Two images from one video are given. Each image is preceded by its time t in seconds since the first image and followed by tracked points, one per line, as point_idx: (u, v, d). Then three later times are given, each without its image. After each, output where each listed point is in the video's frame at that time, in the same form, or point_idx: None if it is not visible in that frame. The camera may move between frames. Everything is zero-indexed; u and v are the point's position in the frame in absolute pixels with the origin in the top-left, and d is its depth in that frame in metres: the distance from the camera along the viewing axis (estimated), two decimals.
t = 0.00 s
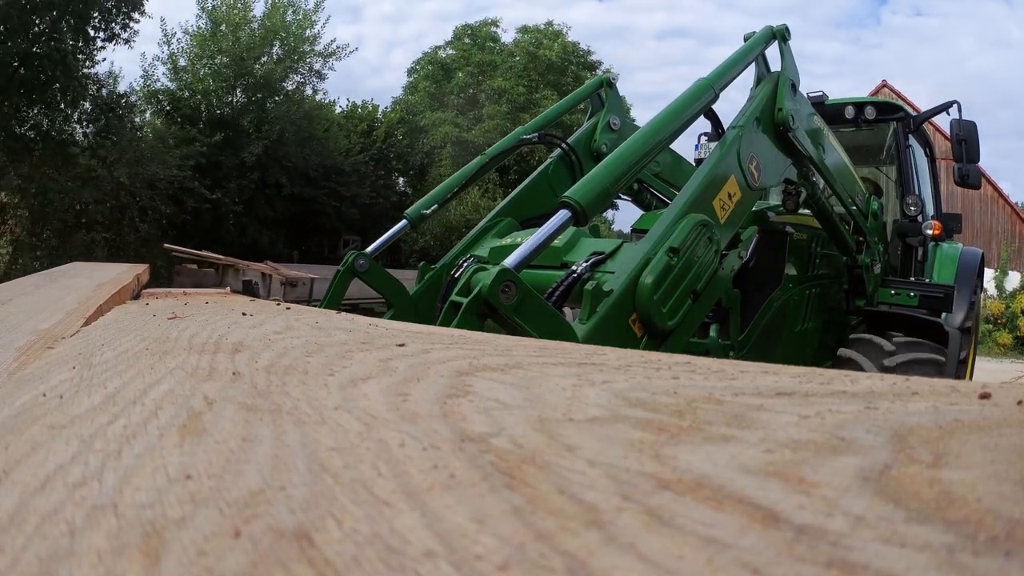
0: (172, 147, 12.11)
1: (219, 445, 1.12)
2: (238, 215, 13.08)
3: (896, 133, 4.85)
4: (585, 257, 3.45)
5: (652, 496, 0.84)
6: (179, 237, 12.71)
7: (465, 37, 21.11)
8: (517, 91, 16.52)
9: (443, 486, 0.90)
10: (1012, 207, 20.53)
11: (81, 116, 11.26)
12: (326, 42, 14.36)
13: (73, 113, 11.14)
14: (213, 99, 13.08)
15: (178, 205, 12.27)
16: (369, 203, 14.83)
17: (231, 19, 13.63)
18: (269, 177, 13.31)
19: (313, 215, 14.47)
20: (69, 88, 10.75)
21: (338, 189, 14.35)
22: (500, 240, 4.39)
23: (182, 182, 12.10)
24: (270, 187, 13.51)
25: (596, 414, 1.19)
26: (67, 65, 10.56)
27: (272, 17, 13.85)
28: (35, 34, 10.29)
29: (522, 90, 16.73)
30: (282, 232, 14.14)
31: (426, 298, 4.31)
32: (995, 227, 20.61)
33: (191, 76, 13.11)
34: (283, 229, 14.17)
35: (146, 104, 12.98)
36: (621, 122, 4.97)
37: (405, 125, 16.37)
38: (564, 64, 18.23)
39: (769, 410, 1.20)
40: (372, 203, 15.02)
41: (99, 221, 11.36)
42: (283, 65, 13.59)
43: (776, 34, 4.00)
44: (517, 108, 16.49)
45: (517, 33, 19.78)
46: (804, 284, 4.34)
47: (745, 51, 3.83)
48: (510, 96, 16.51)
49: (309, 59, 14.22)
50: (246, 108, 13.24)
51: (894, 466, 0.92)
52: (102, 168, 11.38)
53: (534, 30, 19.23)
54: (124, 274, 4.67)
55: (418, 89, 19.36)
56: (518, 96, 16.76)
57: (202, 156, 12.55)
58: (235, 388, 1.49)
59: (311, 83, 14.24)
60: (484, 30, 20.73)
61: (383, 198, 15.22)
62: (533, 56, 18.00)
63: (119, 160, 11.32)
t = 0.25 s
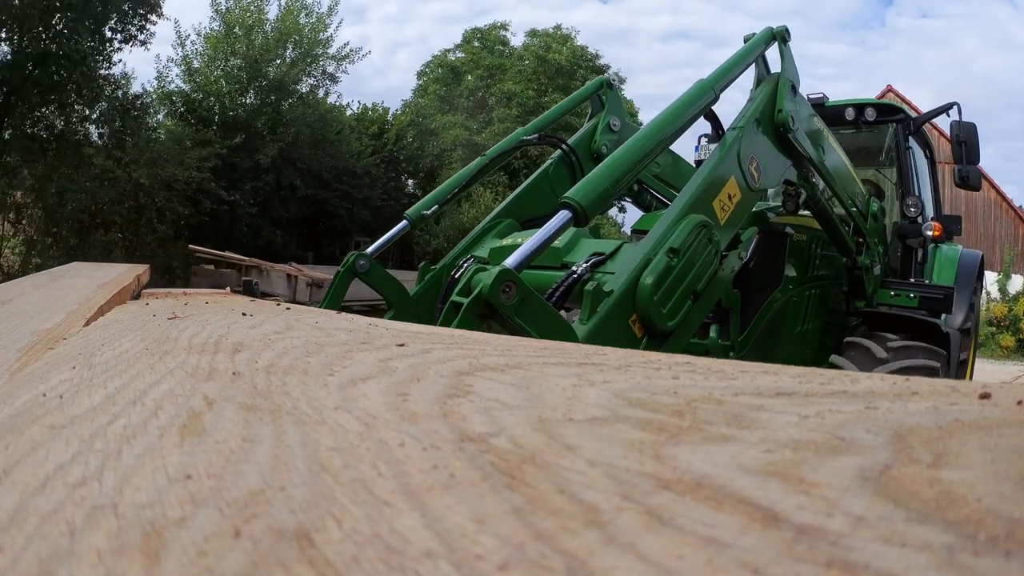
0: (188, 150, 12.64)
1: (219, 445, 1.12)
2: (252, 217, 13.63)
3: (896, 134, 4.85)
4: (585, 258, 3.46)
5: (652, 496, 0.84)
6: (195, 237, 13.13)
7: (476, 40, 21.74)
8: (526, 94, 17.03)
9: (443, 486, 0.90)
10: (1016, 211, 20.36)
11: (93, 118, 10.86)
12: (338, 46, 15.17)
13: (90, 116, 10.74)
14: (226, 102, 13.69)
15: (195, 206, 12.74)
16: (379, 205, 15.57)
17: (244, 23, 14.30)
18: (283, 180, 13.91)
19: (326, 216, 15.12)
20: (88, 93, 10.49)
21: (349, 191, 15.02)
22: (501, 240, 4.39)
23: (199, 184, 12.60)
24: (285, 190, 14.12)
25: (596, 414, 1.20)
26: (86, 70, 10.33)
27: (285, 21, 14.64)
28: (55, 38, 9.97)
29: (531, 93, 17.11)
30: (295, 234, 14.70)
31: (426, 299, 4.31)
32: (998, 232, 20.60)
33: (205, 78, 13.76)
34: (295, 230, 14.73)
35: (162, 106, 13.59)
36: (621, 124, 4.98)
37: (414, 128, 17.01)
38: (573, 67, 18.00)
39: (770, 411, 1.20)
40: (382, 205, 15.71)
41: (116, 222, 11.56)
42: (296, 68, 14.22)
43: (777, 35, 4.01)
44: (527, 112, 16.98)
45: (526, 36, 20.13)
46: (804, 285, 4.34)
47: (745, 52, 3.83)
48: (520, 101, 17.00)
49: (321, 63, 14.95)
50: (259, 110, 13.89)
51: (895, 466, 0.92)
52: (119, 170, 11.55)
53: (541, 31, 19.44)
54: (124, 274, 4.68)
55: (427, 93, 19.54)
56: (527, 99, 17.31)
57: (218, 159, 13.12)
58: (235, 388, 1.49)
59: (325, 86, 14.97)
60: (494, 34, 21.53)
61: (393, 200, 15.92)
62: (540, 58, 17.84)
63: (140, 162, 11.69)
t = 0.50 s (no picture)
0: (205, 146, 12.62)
1: (219, 445, 1.12)
2: (267, 215, 13.64)
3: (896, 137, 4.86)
4: (585, 259, 3.46)
5: (651, 496, 0.84)
6: (210, 236, 13.24)
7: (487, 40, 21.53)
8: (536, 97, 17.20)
9: (443, 485, 0.90)
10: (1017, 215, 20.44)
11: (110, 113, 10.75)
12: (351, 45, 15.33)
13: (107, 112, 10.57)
14: (238, 99, 13.85)
15: (210, 203, 12.78)
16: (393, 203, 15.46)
17: (258, 21, 14.52)
18: (298, 179, 13.94)
19: (339, 213, 14.97)
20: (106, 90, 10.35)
21: (362, 188, 14.96)
22: (501, 241, 4.40)
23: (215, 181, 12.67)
24: (300, 189, 14.10)
25: (597, 414, 1.19)
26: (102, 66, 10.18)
27: (299, 18, 14.86)
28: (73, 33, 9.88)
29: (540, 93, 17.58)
30: (308, 232, 14.70)
31: (426, 300, 4.31)
32: (1000, 235, 20.67)
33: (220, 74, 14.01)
34: (308, 229, 14.70)
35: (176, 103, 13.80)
36: (622, 125, 4.98)
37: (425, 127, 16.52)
38: (582, 68, 18.46)
39: (770, 411, 1.20)
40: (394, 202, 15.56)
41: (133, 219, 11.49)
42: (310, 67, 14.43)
43: (778, 38, 4.00)
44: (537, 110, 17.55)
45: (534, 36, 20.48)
46: (804, 287, 4.34)
47: (746, 54, 3.83)
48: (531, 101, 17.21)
49: (334, 61, 15.12)
50: (272, 108, 14.06)
51: (895, 466, 0.92)
52: (135, 166, 11.39)
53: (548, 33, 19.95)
54: (124, 274, 4.67)
55: (436, 91, 19.45)
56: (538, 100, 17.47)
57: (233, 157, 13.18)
58: (235, 388, 1.49)
59: (338, 84, 15.16)
60: (503, 33, 21.31)
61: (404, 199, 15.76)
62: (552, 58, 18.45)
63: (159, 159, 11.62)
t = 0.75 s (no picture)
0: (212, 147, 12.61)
1: (219, 445, 1.12)
2: (275, 215, 13.62)
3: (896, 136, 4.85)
4: (585, 258, 3.46)
5: (652, 496, 0.84)
6: (220, 236, 13.35)
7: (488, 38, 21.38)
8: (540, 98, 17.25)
9: (443, 485, 0.90)
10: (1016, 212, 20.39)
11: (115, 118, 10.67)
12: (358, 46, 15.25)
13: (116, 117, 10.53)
14: (244, 99, 13.95)
15: (220, 203, 12.86)
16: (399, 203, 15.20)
17: (263, 21, 14.56)
18: (306, 179, 13.92)
19: (345, 212, 14.76)
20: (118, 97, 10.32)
21: (368, 188, 14.78)
22: (501, 241, 4.40)
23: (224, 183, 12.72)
24: (307, 189, 14.01)
25: (597, 413, 1.19)
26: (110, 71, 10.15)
27: (306, 18, 14.88)
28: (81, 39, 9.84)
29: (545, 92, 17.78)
30: (314, 232, 14.58)
31: (426, 299, 4.31)
32: (998, 232, 20.73)
33: (226, 75, 14.14)
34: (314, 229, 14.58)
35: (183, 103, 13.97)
36: (622, 124, 4.98)
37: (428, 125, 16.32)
38: (584, 67, 18.57)
39: (770, 410, 1.20)
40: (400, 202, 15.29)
41: (144, 221, 11.54)
42: (315, 66, 14.44)
43: (778, 36, 4.00)
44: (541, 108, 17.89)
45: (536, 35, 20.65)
46: (804, 286, 4.33)
47: (746, 52, 3.83)
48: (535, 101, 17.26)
49: (340, 61, 15.08)
50: (278, 108, 14.12)
51: (895, 466, 0.92)
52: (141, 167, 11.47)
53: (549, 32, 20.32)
54: (125, 273, 4.67)
55: (439, 90, 19.38)
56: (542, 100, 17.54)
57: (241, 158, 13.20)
58: (235, 388, 1.49)
59: (344, 84, 15.05)
60: (506, 32, 21.11)
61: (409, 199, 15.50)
62: (555, 58, 18.52)
63: (169, 161, 11.67)
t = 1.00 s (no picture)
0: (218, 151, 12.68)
1: (219, 444, 1.12)
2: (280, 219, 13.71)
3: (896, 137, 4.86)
4: (585, 259, 3.46)
5: (652, 496, 0.84)
6: (226, 242, 13.45)
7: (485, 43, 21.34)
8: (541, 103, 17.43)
9: (443, 485, 0.90)
10: (1009, 214, 20.59)
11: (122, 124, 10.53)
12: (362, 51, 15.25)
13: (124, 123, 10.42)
14: (247, 104, 13.88)
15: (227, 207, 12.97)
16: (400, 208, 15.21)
17: (266, 26, 14.64)
18: (311, 184, 14.03)
19: (347, 217, 14.80)
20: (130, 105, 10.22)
21: (370, 193, 14.85)
22: (501, 241, 4.40)
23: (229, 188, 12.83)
24: (312, 194, 14.10)
25: (596, 414, 1.19)
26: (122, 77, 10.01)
27: (309, 24, 14.91)
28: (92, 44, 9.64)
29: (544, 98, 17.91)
30: (316, 236, 14.63)
31: (426, 300, 4.31)
32: (991, 234, 20.81)
33: (228, 80, 14.07)
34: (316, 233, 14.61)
35: (185, 108, 13.91)
36: (622, 125, 4.98)
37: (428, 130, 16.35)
38: (583, 73, 18.68)
39: (770, 410, 1.20)
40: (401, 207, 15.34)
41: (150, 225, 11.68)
42: (319, 72, 14.49)
43: (778, 37, 4.00)
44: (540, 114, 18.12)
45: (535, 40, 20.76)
46: (804, 287, 4.33)
47: (746, 54, 3.83)
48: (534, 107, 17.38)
49: (343, 66, 15.11)
50: (282, 112, 14.13)
51: (895, 466, 0.92)
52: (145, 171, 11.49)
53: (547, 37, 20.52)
54: (125, 273, 4.68)
55: (438, 94, 19.31)
56: (541, 105, 17.66)
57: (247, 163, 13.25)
58: (235, 388, 1.49)
59: (347, 89, 15.12)
60: (504, 37, 21.02)
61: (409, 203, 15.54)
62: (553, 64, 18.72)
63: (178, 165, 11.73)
